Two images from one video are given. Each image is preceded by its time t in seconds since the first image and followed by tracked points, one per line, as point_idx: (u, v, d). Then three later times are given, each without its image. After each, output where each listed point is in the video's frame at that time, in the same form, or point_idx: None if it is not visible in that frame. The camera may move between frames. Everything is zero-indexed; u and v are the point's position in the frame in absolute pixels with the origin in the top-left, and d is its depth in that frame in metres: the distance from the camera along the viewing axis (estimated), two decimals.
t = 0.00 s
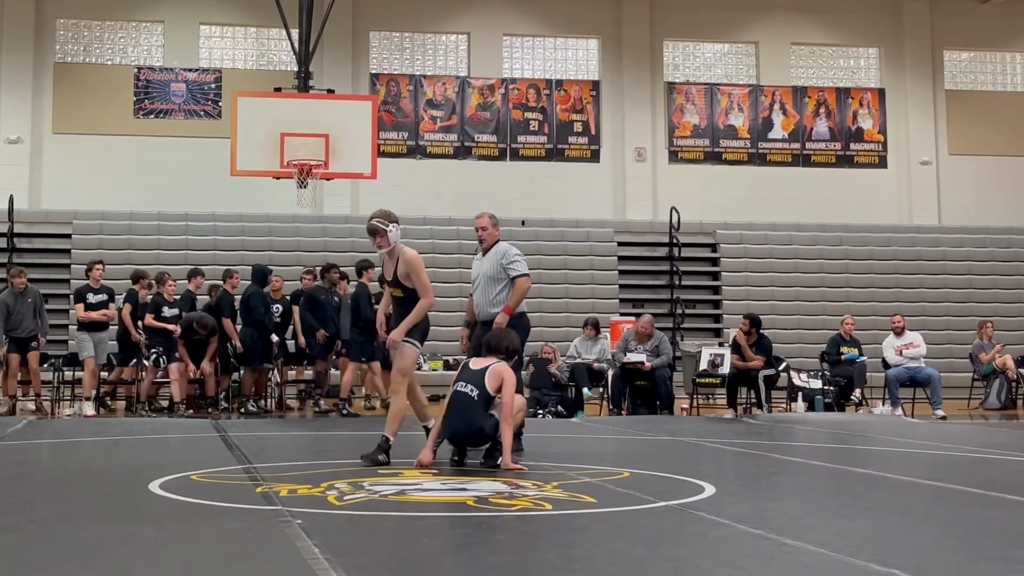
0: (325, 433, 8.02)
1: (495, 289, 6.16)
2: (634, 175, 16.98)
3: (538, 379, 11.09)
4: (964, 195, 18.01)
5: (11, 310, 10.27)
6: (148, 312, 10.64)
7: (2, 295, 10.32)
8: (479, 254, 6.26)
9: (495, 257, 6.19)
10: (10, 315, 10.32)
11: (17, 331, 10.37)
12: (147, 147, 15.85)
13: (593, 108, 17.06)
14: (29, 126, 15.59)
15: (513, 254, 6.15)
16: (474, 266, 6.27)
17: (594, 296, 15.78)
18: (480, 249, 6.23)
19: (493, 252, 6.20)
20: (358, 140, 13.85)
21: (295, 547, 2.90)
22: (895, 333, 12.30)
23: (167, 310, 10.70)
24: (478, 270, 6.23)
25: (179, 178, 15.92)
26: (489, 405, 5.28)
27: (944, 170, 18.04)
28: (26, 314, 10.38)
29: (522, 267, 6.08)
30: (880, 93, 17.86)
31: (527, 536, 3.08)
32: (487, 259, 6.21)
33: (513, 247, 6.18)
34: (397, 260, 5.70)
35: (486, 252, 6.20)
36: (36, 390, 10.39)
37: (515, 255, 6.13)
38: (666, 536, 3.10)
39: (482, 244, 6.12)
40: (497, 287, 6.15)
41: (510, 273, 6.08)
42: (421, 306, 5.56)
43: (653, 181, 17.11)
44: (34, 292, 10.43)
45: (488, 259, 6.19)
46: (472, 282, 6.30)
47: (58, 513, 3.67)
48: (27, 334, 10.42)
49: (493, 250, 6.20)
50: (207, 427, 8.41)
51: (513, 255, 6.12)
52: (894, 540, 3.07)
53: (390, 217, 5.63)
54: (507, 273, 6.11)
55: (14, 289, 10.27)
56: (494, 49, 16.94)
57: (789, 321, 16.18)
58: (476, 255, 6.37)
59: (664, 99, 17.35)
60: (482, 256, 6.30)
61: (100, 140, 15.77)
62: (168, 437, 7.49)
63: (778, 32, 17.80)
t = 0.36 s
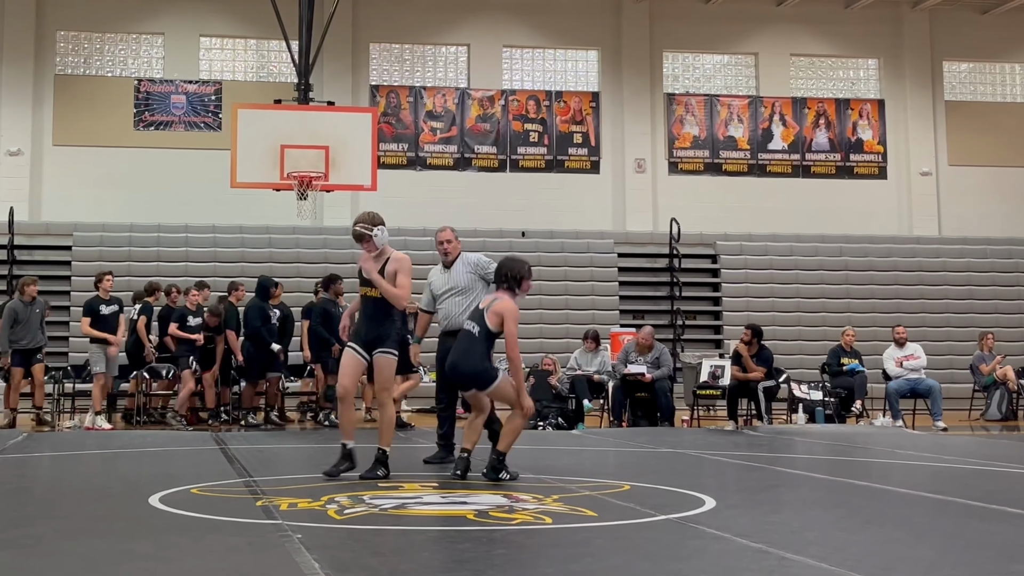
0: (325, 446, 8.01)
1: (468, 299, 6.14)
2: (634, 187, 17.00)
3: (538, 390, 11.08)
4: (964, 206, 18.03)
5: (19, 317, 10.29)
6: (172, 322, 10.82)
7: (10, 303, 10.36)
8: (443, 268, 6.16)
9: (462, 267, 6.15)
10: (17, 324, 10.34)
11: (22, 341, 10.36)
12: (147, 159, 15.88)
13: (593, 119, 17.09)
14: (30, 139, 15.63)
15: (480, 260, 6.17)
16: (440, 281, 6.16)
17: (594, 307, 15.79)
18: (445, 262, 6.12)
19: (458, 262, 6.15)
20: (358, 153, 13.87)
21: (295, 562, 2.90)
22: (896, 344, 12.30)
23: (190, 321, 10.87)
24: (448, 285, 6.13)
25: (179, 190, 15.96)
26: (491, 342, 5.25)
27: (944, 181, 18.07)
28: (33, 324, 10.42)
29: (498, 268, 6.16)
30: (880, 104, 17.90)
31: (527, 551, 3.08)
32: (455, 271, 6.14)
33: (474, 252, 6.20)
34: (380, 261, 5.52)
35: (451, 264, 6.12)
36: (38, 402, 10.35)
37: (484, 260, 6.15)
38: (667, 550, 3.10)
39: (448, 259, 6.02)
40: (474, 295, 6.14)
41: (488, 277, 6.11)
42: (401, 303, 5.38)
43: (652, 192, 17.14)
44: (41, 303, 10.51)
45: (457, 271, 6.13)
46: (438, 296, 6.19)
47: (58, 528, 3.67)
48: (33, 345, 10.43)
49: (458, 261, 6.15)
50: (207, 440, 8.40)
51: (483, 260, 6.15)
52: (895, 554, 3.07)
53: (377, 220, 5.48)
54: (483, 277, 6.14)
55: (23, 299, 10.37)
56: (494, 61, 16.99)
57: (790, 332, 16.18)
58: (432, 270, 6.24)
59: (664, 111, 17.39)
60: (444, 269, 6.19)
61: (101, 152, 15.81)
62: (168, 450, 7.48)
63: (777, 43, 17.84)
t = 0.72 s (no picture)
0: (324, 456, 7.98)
1: (452, 311, 5.80)
2: (633, 196, 17.01)
3: (537, 401, 11.07)
4: (963, 215, 18.05)
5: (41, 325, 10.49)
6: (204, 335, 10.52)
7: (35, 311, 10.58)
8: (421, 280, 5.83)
9: (445, 277, 5.84)
10: (40, 332, 10.53)
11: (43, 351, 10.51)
12: (147, 167, 15.89)
13: (592, 128, 17.11)
14: (30, 148, 15.65)
15: (463, 271, 5.90)
16: (420, 292, 5.80)
17: (593, 315, 15.79)
18: (425, 271, 5.77)
19: (439, 274, 5.84)
20: (357, 162, 13.89)
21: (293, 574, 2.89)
22: (895, 353, 12.28)
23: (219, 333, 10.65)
24: (430, 295, 5.79)
25: (178, 198, 15.97)
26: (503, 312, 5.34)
27: (944, 190, 18.09)
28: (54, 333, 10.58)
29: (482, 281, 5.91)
30: (879, 113, 17.91)
31: (526, 563, 3.07)
32: (437, 281, 5.81)
33: (453, 265, 5.93)
34: (361, 268, 5.41)
35: (433, 275, 5.80)
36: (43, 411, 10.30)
37: (465, 271, 5.89)
38: (666, 562, 3.09)
39: (432, 267, 5.70)
40: (457, 308, 5.81)
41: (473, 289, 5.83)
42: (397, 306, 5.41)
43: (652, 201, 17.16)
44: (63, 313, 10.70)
45: (438, 281, 5.80)
46: (419, 306, 5.80)
47: (56, 540, 3.66)
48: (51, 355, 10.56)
49: (439, 271, 5.84)
50: (205, 449, 8.39)
51: (465, 272, 5.89)
52: (894, 565, 3.06)
53: (350, 228, 5.34)
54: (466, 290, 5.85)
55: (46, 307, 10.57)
56: (493, 70, 17.02)
57: (789, 341, 16.18)
58: (407, 281, 5.88)
59: (663, 120, 17.40)
60: (422, 278, 5.84)
61: (101, 161, 15.82)
62: (166, 460, 7.46)
63: (776, 52, 17.88)
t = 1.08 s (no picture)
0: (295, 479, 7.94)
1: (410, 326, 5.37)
2: (610, 220, 17.10)
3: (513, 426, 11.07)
4: (936, 244, 18.29)
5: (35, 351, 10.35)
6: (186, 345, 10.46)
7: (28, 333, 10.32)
8: (381, 285, 5.37)
9: (407, 289, 5.42)
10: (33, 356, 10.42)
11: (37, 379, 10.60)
12: (124, 186, 15.84)
13: (571, 153, 17.23)
14: (6, 164, 15.56)
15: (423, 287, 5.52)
16: (380, 298, 5.33)
17: (570, 340, 15.82)
18: (388, 276, 5.33)
19: (400, 283, 5.41)
20: (336, 184, 13.90)
21: None
22: (868, 382, 12.37)
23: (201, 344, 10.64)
24: (391, 304, 5.33)
25: (155, 217, 15.91)
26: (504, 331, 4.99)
27: (917, 219, 18.33)
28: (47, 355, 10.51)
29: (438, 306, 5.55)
30: (855, 142, 18.15)
31: None
32: (399, 291, 5.39)
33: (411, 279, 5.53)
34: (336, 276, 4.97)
35: (394, 282, 5.37)
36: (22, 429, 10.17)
37: (425, 289, 5.51)
38: None
39: (397, 272, 5.30)
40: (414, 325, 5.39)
41: (430, 311, 5.47)
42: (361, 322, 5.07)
43: (629, 226, 17.27)
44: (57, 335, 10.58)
45: (400, 291, 5.38)
46: (377, 313, 5.30)
47: (24, 563, 3.63)
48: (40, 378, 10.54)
49: (399, 280, 5.41)
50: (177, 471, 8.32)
51: (424, 289, 5.51)
52: None
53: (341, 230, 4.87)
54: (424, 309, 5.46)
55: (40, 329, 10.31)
56: (473, 93, 17.12)
57: (764, 367, 16.29)
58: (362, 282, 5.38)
59: (641, 145, 17.54)
60: (380, 284, 5.38)
61: (77, 179, 15.75)
62: (138, 481, 7.40)
63: (753, 80, 18.11)
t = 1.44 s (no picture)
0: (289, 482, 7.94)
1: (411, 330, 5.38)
2: (606, 225, 17.10)
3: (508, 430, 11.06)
4: (931, 248, 18.33)
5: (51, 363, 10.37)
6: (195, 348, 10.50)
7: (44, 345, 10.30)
8: (382, 286, 5.36)
9: (409, 291, 5.41)
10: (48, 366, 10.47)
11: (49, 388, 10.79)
12: (119, 189, 15.82)
13: (566, 157, 17.25)
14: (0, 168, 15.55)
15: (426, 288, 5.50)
16: (380, 300, 5.33)
17: (565, 344, 15.82)
18: (389, 277, 5.31)
19: (402, 285, 5.40)
20: (331, 187, 13.89)
21: None
22: (862, 386, 12.38)
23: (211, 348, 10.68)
24: (391, 306, 5.33)
25: (151, 220, 15.90)
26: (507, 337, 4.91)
27: (912, 224, 18.37)
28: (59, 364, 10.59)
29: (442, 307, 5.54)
30: (850, 146, 18.21)
31: None
32: (401, 293, 5.38)
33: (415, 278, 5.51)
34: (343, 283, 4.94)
35: (396, 284, 5.36)
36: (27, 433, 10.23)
37: (429, 289, 5.49)
38: None
39: (398, 274, 5.27)
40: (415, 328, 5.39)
41: (433, 313, 5.46)
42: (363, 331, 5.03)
43: (625, 231, 17.28)
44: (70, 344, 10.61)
45: (401, 293, 5.37)
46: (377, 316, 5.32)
47: (18, 566, 3.64)
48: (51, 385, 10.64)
49: (402, 281, 5.39)
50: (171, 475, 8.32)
51: (428, 290, 5.48)
52: None
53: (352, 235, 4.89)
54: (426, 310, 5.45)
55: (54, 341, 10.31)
56: (468, 97, 17.13)
57: (759, 371, 16.32)
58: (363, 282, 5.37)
59: (636, 149, 17.55)
60: (382, 285, 5.37)
61: (73, 182, 15.75)
62: (134, 485, 7.39)
63: (749, 85, 18.16)
